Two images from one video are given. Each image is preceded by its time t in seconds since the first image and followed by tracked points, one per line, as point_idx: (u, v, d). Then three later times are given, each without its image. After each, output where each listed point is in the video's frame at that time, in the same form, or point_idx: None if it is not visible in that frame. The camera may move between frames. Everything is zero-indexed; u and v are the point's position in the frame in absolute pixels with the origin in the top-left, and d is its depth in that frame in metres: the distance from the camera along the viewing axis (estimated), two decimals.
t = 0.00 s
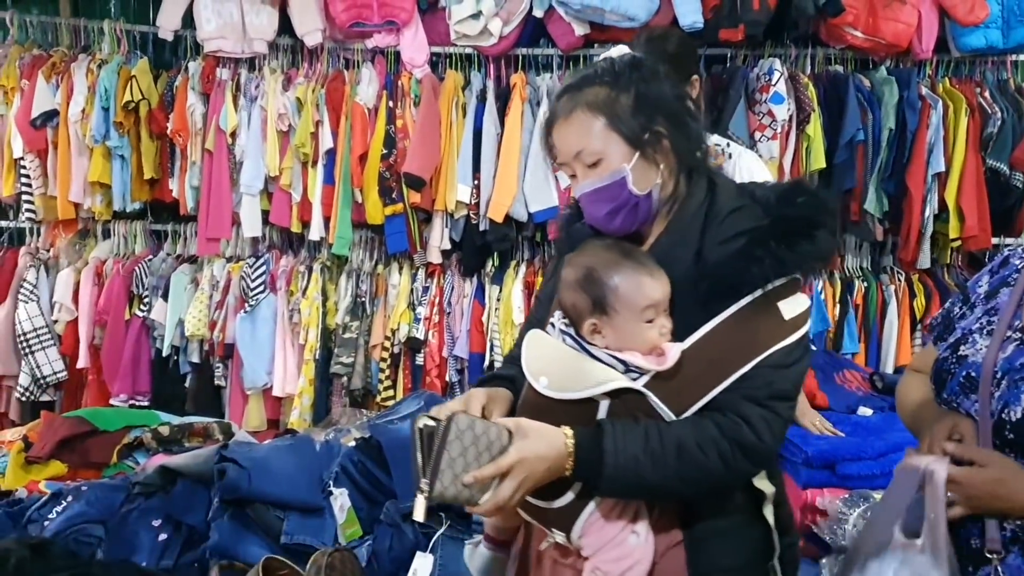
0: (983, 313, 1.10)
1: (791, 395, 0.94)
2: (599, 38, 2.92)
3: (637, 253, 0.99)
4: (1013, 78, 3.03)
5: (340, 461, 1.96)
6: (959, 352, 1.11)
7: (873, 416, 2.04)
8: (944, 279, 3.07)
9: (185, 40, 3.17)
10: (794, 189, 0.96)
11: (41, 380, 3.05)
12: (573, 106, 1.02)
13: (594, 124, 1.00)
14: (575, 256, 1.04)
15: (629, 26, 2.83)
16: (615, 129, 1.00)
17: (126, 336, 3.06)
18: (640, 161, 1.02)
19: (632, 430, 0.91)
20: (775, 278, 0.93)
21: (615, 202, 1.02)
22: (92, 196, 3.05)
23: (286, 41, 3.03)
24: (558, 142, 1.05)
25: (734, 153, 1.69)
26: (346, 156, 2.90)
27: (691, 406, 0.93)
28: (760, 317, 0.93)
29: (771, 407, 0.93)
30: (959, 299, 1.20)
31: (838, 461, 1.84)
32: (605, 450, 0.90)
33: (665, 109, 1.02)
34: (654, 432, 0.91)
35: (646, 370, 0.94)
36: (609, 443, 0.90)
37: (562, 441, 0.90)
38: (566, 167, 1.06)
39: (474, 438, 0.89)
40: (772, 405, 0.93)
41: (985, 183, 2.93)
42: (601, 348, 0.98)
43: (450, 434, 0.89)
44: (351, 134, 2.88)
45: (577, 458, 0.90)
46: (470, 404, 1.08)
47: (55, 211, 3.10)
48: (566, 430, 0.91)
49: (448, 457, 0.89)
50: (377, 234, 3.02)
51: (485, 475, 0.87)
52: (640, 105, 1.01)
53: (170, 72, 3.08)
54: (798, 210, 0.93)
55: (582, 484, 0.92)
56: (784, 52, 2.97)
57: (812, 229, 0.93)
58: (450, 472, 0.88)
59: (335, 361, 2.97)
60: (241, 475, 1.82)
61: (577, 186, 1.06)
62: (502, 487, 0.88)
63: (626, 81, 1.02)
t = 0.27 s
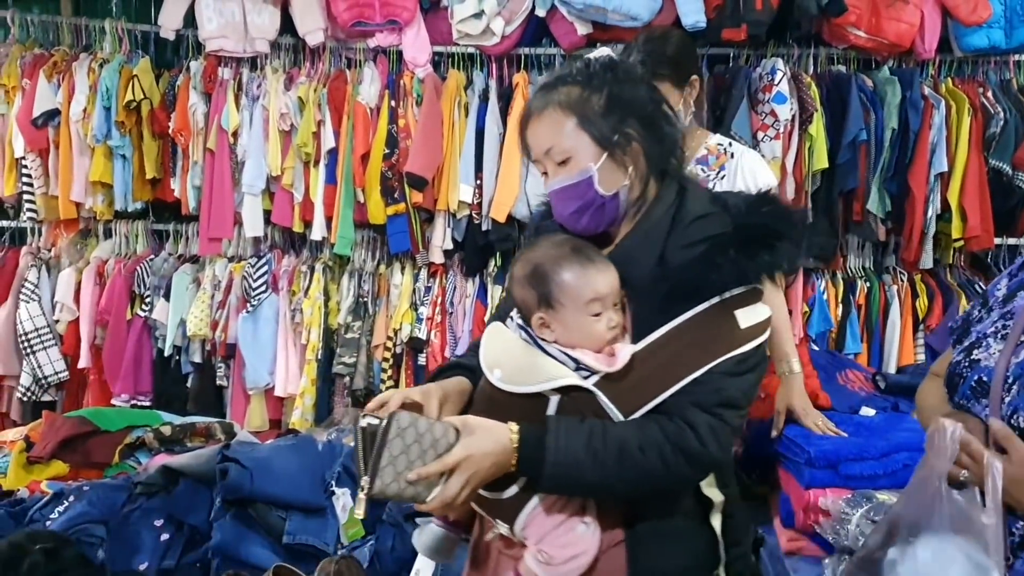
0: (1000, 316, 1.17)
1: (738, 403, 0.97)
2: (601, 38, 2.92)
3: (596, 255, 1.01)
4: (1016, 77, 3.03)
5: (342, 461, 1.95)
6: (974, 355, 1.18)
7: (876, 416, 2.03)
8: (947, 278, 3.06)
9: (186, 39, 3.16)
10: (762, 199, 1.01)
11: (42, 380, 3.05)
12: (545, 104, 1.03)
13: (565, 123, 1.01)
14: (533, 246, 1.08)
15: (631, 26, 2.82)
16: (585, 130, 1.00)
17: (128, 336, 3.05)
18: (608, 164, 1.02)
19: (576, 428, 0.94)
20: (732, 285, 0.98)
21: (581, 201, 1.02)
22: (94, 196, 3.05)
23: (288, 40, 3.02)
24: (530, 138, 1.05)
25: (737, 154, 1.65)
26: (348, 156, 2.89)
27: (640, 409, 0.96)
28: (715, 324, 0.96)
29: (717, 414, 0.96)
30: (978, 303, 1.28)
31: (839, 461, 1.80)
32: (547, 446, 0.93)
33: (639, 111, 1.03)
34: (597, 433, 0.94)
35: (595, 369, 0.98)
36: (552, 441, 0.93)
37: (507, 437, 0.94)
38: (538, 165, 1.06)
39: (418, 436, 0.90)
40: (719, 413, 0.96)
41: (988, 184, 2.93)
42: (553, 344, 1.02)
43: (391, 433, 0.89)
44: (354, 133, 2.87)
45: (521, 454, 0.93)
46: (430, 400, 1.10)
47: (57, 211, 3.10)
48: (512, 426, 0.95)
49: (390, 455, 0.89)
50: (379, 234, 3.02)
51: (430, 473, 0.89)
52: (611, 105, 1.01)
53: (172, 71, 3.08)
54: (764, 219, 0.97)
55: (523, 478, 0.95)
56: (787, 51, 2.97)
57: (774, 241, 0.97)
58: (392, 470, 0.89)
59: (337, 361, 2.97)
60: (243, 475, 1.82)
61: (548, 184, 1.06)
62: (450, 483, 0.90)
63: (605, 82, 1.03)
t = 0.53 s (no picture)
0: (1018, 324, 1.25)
1: (700, 411, 0.99)
2: (603, 39, 2.92)
3: (570, 255, 1.00)
4: (1018, 78, 3.03)
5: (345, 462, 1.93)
6: (991, 362, 1.26)
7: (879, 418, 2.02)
8: (949, 279, 3.05)
9: (188, 40, 3.16)
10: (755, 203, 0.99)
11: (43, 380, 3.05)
12: (531, 100, 1.03)
13: (548, 121, 1.01)
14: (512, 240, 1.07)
15: (633, 27, 2.82)
16: (564, 128, 1.00)
17: (130, 336, 3.06)
18: (583, 165, 1.00)
19: (537, 427, 0.95)
20: (705, 292, 0.97)
21: (559, 199, 1.02)
22: (95, 197, 3.05)
23: (290, 41, 3.02)
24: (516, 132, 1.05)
25: (738, 154, 1.63)
26: (349, 156, 2.89)
27: (603, 412, 0.98)
28: (686, 331, 0.96)
29: (678, 421, 0.97)
30: (1001, 308, 1.38)
31: (842, 463, 1.78)
32: (506, 444, 0.93)
33: (630, 110, 1.02)
34: (557, 433, 0.94)
35: (559, 372, 0.98)
36: (511, 439, 0.93)
37: (471, 434, 0.93)
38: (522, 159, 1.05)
39: (381, 440, 0.88)
40: (681, 420, 0.97)
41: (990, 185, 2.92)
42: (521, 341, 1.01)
43: (355, 436, 0.86)
44: (355, 134, 2.87)
45: (482, 451, 0.93)
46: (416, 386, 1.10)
47: (59, 212, 3.09)
48: (476, 423, 0.94)
49: (352, 459, 0.86)
50: (381, 235, 3.02)
51: (394, 473, 0.87)
52: (593, 105, 1.00)
53: (174, 71, 3.08)
54: (745, 225, 0.95)
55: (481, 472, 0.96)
56: (789, 52, 2.97)
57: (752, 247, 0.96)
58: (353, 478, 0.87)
59: (339, 362, 2.97)
60: (245, 476, 1.83)
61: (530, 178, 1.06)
62: (413, 482, 0.89)
63: (599, 80, 1.02)
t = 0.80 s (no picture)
0: None
1: (695, 411, 1.01)
2: (605, 39, 2.92)
3: (559, 256, 1.11)
4: (1019, 79, 3.03)
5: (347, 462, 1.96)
6: (1003, 364, 1.33)
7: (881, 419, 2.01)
8: (952, 279, 3.05)
9: (189, 40, 3.16)
10: (754, 205, 1.04)
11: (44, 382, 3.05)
12: (537, 107, 1.08)
13: (549, 130, 1.06)
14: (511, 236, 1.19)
15: (635, 27, 2.82)
16: (557, 140, 1.05)
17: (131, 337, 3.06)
18: (570, 175, 1.06)
19: (528, 425, 1.02)
20: (700, 292, 1.01)
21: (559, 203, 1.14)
22: (97, 197, 3.05)
23: (291, 41, 3.02)
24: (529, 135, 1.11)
25: (741, 154, 1.65)
26: (351, 157, 2.89)
27: (600, 410, 1.04)
28: (680, 333, 1.00)
29: (670, 421, 1.00)
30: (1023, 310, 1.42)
31: (844, 464, 1.79)
32: (496, 442, 1.01)
33: (637, 104, 1.02)
34: (546, 433, 1.01)
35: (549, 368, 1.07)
36: (501, 436, 1.01)
37: (465, 431, 1.02)
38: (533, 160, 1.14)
39: (373, 445, 1.01)
40: (674, 421, 1.00)
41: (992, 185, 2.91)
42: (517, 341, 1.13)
43: (343, 446, 1.01)
44: (357, 134, 2.87)
45: (474, 449, 1.02)
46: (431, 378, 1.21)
47: (60, 213, 3.09)
48: (471, 422, 1.03)
49: (343, 467, 1.01)
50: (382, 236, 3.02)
51: (385, 478, 1.01)
52: (589, 110, 1.02)
53: (175, 72, 3.08)
54: (732, 232, 1.01)
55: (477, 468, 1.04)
56: (790, 53, 2.97)
57: (740, 253, 1.02)
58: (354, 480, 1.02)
59: (341, 362, 2.97)
60: (247, 477, 1.86)
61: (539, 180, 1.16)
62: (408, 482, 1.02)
63: (600, 80, 1.03)
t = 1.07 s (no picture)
0: None
1: (706, 415, 0.98)
2: (606, 40, 2.92)
3: (581, 264, 1.24)
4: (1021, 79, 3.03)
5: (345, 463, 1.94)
6: (1006, 362, 1.28)
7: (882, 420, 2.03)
8: (953, 280, 3.04)
9: (190, 42, 3.17)
10: (772, 201, 1.02)
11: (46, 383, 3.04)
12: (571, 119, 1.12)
13: (580, 140, 1.11)
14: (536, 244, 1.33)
15: (636, 28, 2.82)
16: (588, 144, 1.08)
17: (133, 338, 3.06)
18: (601, 177, 1.09)
19: (537, 427, 1.04)
20: (715, 290, 1.01)
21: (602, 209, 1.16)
22: (98, 199, 3.05)
23: (292, 42, 3.02)
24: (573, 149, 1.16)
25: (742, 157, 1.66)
26: (352, 158, 2.90)
27: (616, 416, 1.05)
28: (688, 333, 1.00)
29: (676, 424, 0.99)
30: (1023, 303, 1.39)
31: (846, 464, 1.83)
32: (504, 442, 1.03)
33: (665, 96, 1.01)
34: (552, 434, 1.03)
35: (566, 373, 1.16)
36: (509, 438, 1.03)
37: (484, 432, 1.05)
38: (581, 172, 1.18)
39: (390, 440, 1.09)
40: (680, 424, 0.99)
41: (994, 185, 2.92)
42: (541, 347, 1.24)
43: (358, 435, 1.10)
44: (358, 135, 2.88)
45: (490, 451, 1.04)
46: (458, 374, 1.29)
47: (61, 214, 3.08)
48: (492, 424, 1.06)
49: (359, 454, 1.10)
50: (383, 237, 3.02)
51: (401, 467, 1.07)
52: (614, 110, 1.04)
53: (177, 73, 3.08)
54: (741, 230, 1.00)
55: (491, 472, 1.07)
56: (792, 53, 2.97)
57: (748, 250, 1.01)
58: (372, 471, 1.10)
59: (342, 363, 2.96)
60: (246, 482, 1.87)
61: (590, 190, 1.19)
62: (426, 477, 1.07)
63: (626, 77, 1.04)
